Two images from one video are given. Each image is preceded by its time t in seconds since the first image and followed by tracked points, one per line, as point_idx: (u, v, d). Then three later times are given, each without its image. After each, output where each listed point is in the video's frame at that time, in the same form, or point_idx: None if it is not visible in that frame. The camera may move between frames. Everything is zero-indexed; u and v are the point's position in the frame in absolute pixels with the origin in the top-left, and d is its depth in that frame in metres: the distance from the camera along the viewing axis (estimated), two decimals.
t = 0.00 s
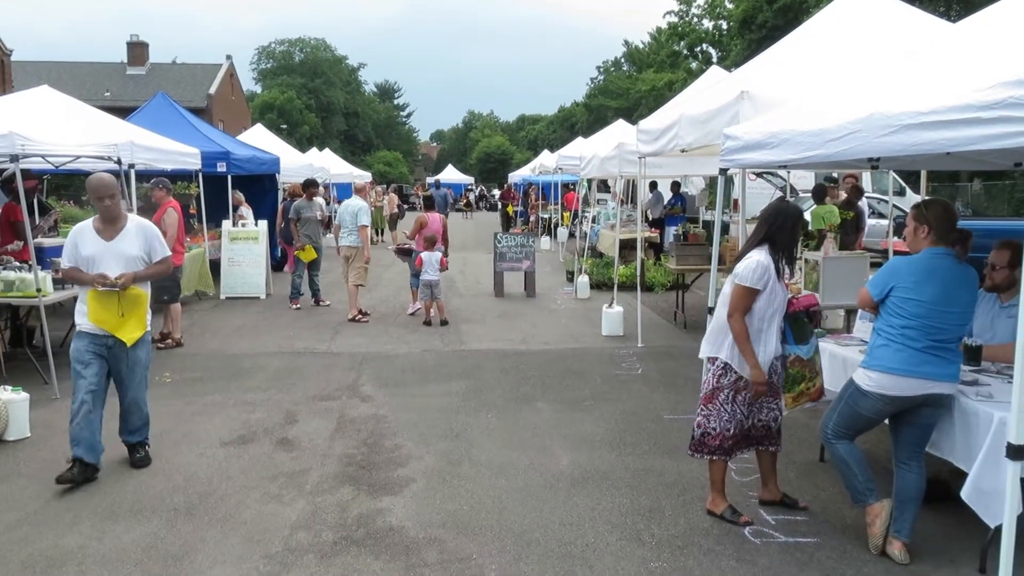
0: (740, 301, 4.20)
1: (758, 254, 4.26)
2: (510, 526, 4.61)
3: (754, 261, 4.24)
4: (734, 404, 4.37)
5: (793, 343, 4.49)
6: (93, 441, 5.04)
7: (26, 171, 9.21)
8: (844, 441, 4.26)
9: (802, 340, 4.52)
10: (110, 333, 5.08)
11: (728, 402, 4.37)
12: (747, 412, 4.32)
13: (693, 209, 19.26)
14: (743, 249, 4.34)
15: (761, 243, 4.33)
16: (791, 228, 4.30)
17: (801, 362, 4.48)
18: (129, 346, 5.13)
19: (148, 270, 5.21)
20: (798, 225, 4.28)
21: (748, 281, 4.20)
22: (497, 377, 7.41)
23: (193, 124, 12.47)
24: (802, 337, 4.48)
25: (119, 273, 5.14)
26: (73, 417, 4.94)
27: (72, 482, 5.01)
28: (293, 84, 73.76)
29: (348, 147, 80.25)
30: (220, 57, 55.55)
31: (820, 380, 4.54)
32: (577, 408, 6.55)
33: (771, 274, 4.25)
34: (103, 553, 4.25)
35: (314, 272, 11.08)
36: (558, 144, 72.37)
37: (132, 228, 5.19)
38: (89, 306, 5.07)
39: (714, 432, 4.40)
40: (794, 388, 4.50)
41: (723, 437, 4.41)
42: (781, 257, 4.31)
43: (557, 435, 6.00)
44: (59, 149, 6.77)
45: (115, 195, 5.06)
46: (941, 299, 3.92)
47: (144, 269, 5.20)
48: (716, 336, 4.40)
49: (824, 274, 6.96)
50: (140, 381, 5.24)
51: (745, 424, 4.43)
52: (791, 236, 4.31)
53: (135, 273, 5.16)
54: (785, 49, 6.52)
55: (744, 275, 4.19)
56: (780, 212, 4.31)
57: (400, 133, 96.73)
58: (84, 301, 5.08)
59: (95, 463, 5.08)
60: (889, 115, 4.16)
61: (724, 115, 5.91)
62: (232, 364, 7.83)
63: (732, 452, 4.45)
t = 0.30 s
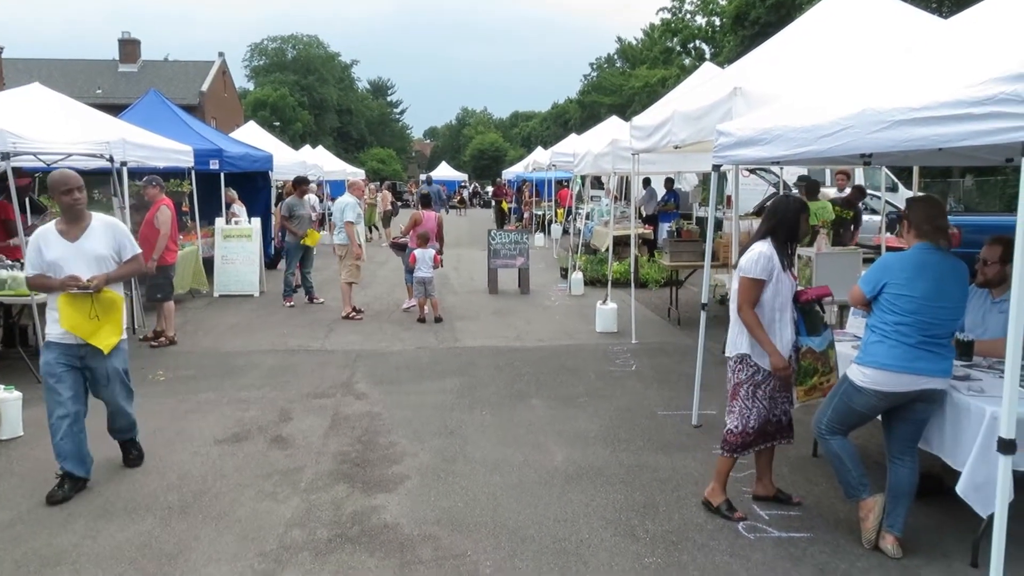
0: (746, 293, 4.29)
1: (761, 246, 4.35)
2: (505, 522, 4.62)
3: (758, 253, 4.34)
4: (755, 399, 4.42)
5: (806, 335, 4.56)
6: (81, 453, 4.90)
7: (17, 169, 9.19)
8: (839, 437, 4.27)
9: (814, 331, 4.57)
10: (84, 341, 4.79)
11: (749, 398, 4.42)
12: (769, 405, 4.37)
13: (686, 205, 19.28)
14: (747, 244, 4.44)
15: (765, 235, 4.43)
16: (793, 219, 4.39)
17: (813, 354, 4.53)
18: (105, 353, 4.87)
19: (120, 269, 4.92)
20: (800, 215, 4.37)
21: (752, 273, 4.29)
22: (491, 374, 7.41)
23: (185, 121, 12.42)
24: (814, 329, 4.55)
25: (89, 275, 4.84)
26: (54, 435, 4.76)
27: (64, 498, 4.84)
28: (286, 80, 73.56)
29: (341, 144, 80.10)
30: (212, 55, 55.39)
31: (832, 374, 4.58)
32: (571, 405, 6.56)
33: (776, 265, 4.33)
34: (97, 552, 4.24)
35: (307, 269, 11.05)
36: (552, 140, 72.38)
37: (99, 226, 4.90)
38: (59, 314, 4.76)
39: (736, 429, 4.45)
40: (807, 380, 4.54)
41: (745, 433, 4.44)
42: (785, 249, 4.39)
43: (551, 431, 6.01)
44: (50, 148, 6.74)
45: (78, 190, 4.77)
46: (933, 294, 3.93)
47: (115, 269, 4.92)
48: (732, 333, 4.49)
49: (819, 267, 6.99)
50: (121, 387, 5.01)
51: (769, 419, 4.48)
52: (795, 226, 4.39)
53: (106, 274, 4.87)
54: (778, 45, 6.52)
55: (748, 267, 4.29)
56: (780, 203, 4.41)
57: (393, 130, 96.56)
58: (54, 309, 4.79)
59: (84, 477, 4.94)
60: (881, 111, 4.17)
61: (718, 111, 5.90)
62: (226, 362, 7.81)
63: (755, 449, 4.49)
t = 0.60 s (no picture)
0: (735, 285, 4.37)
1: (755, 242, 4.42)
2: (496, 520, 4.62)
3: (750, 248, 4.40)
4: (760, 394, 4.45)
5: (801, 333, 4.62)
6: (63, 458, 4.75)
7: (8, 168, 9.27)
8: (827, 433, 4.29)
9: (808, 331, 4.63)
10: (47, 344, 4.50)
11: (753, 393, 4.46)
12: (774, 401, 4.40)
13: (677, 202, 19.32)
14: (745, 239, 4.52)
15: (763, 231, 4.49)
16: (791, 219, 4.41)
17: (806, 352, 4.60)
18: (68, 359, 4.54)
19: (89, 273, 4.60)
20: (798, 214, 4.38)
21: (741, 266, 4.37)
22: (482, 371, 7.42)
23: (175, 119, 12.37)
24: (808, 327, 4.60)
25: (55, 275, 4.52)
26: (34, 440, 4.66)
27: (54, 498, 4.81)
28: (277, 77, 73.33)
29: (333, 142, 79.92)
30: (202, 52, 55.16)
31: (824, 373, 4.66)
32: (561, 402, 6.57)
33: (767, 261, 4.38)
34: (87, 551, 4.23)
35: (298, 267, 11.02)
36: (544, 137, 72.36)
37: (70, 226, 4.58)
38: (24, 312, 4.46)
39: (746, 425, 4.48)
40: (797, 379, 4.64)
41: (755, 428, 4.46)
42: (781, 246, 4.41)
43: (541, 428, 6.03)
44: (35, 145, 6.72)
45: (51, 189, 4.43)
46: (917, 287, 3.96)
47: (84, 271, 4.61)
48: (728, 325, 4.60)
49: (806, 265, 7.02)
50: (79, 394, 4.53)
51: (778, 414, 4.49)
52: (794, 224, 4.41)
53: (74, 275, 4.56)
54: (768, 41, 6.53)
55: (736, 261, 4.37)
56: (781, 201, 4.45)
57: (384, 127, 96.37)
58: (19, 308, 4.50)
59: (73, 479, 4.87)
60: (868, 108, 4.19)
61: (708, 109, 5.91)
62: (217, 360, 7.80)
63: (771, 444, 4.48)
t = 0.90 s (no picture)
0: (727, 281, 4.39)
1: (754, 243, 4.43)
2: (483, 518, 4.63)
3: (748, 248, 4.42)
4: (744, 391, 4.48)
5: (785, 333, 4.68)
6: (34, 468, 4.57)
7: None
8: (812, 429, 4.32)
9: (793, 331, 4.70)
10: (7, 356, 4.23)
11: (736, 388, 4.49)
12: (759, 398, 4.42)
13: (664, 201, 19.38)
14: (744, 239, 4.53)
15: (763, 233, 4.49)
16: (793, 226, 4.40)
17: (789, 353, 4.67)
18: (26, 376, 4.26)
19: (57, 289, 4.35)
20: (800, 222, 4.38)
21: (736, 264, 4.39)
22: (469, 370, 7.42)
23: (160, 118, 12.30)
24: (792, 328, 4.66)
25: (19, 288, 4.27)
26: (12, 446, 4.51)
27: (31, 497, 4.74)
28: (263, 76, 73.02)
29: (319, 141, 79.67)
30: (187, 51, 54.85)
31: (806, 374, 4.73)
32: (549, 400, 6.58)
33: (761, 263, 4.40)
34: (71, 552, 4.20)
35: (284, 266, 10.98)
36: (531, 137, 72.42)
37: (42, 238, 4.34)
38: None
39: (730, 420, 4.52)
40: (779, 379, 4.71)
41: (740, 423, 4.50)
42: (778, 250, 4.42)
43: (529, 426, 6.03)
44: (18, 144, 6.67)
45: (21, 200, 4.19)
46: (901, 285, 3.99)
47: (52, 287, 4.35)
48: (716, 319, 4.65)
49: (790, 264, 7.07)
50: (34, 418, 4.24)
51: (763, 411, 4.51)
52: (796, 233, 4.41)
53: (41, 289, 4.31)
54: (754, 41, 6.56)
55: (732, 258, 4.39)
56: (785, 207, 4.44)
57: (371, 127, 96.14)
58: None
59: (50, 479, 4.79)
60: (852, 107, 4.23)
61: (694, 107, 5.95)
62: (202, 360, 7.76)
63: (757, 441, 4.50)
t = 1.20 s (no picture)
0: (716, 278, 4.36)
1: (744, 241, 4.40)
2: (467, 516, 4.62)
3: (739, 247, 4.39)
4: (722, 388, 4.52)
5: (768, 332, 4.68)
6: None
7: None
8: (794, 425, 4.35)
9: (775, 330, 4.70)
10: None
11: (715, 385, 4.53)
12: (737, 396, 4.47)
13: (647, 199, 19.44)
14: (732, 237, 4.51)
15: (752, 232, 4.48)
16: (782, 227, 4.40)
17: (770, 352, 4.67)
18: None
19: (14, 287, 4.06)
20: (792, 224, 4.38)
21: (728, 263, 4.35)
22: (453, 368, 7.40)
23: (140, 115, 12.21)
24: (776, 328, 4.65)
25: None
26: None
27: None
28: (245, 74, 72.58)
29: (302, 140, 79.23)
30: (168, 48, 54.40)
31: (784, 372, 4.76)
32: (532, 398, 6.58)
33: (751, 263, 4.38)
34: (51, 553, 4.16)
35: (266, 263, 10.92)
36: (515, 135, 72.39)
37: None
38: None
39: (705, 415, 4.58)
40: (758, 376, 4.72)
41: (715, 420, 4.56)
42: (767, 251, 4.42)
43: (512, 424, 6.03)
44: None
45: None
46: (879, 282, 4.02)
47: (8, 285, 4.06)
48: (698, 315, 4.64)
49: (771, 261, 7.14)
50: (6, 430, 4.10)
51: (739, 411, 4.56)
52: (785, 235, 4.41)
53: None
54: (735, 39, 6.60)
55: (724, 257, 4.35)
56: (775, 208, 4.45)
57: (354, 125, 95.80)
58: None
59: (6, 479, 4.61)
60: (833, 105, 4.26)
61: (676, 105, 5.97)
62: (184, 359, 7.70)
63: (728, 439, 4.57)
